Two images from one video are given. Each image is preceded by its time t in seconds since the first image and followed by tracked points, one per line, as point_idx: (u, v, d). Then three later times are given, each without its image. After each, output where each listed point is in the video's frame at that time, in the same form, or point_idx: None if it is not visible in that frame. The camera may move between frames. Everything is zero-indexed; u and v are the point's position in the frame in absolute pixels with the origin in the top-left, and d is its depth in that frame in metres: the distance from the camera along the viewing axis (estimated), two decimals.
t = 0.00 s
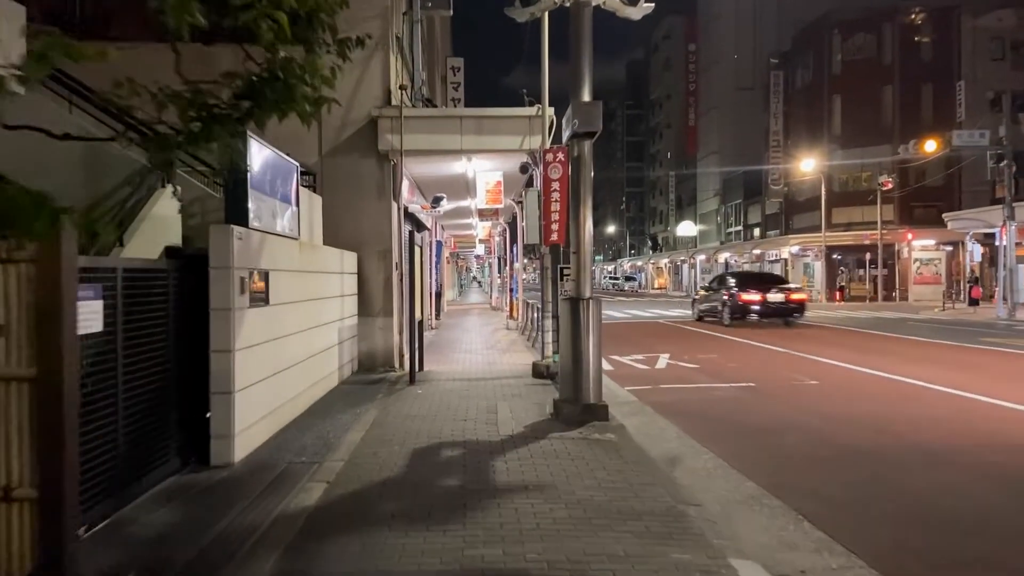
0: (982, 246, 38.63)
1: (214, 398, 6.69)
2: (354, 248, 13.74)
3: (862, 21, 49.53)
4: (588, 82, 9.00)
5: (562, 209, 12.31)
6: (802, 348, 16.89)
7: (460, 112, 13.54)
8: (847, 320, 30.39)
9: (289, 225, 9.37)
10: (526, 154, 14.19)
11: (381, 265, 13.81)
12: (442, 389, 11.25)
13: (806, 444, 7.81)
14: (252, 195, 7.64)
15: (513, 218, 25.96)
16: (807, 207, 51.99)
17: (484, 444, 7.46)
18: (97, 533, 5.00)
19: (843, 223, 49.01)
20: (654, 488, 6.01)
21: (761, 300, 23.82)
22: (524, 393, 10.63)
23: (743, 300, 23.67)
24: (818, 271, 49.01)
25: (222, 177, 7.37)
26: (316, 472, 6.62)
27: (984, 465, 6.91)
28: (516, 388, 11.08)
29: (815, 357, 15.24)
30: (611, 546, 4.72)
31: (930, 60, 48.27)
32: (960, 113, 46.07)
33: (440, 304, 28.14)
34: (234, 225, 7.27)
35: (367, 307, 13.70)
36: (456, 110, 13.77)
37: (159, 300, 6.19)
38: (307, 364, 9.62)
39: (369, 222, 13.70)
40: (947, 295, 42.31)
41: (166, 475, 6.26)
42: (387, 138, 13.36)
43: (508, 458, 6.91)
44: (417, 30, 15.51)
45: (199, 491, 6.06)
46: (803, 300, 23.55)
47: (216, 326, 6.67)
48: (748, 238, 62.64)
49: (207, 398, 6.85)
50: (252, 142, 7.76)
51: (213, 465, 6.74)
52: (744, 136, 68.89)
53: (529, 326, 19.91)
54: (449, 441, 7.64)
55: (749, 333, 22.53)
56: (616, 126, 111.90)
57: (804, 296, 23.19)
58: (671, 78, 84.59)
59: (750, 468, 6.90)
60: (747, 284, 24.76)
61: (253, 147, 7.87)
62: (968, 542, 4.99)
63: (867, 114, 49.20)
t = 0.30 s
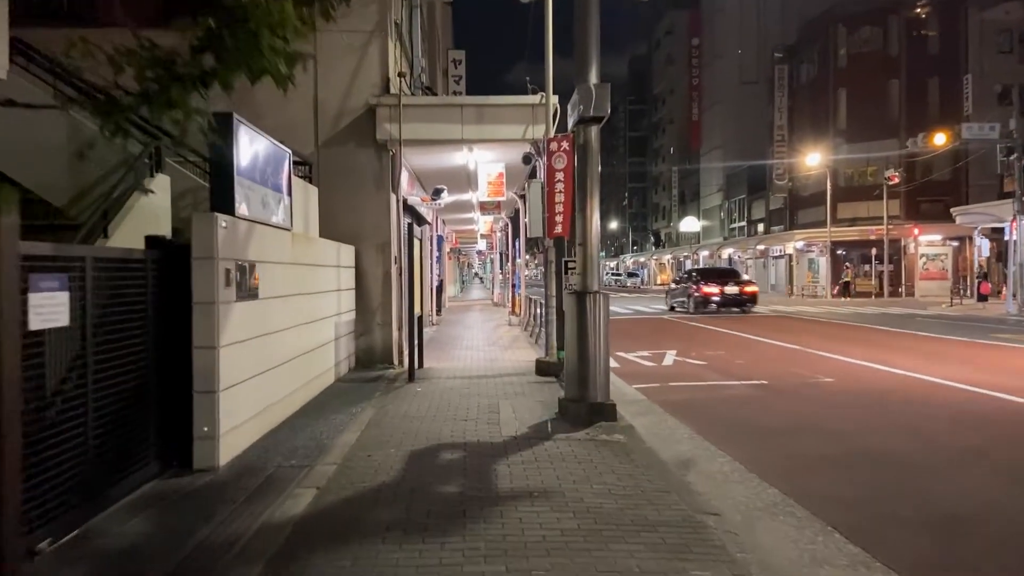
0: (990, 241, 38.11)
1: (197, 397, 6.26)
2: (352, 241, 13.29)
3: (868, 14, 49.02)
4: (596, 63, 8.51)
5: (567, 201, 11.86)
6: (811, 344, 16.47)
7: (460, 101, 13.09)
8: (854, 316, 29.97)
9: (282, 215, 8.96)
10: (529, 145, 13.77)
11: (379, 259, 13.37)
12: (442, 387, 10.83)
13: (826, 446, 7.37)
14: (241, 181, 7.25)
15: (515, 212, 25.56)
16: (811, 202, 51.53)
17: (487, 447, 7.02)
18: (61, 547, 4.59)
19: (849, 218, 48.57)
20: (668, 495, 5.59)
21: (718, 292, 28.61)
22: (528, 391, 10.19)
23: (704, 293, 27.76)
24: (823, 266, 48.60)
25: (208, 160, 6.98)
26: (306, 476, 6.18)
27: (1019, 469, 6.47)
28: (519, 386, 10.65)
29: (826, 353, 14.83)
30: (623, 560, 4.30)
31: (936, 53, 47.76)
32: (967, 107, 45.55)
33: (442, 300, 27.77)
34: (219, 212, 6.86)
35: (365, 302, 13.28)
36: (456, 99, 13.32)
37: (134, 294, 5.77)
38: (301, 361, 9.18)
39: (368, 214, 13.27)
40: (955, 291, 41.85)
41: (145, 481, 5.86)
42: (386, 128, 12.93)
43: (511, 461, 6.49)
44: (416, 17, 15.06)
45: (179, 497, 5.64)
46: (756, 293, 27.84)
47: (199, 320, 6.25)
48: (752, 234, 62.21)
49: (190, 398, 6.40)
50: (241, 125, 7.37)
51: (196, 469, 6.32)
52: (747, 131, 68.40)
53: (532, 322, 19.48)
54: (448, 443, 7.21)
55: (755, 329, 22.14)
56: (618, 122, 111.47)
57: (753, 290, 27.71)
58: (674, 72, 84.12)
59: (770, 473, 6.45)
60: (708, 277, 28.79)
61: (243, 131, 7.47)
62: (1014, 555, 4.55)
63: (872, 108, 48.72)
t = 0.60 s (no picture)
0: (999, 238, 37.61)
1: (179, 408, 5.81)
2: (350, 239, 12.82)
3: (874, 8, 48.48)
4: (606, 51, 8.02)
5: (573, 197, 11.39)
6: (824, 345, 16.00)
7: (462, 93, 12.62)
8: (863, 315, 29.51)
9: (275, 212, 8.49)
10: (534, 139, 13.27)
11: (378, 258, 12.90)
12: (444, 390, 10.37)
13: (854, 460, 6.92)
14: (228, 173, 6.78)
15: (518, 209, 25.11)
16: (816, 199, 51.06)
17: (492, 459, 6.55)
18: None
19: (854, 215, 48.09)
20: (691, 518, 5.12)
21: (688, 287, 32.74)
22: (533, 397, 9.73)
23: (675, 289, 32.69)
24: (829, 264, 48.10)
25: (192, 151, 6.53)
26: (297, 494, 5.71)
27: None
28: (524, 391, 10.19)
29: (840, 354, 14.35)
30: None
31: (943, 48, 47.23)
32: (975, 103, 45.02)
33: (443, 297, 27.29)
34: (206, 208, 6.40)
35: (364, 302, 12.82)
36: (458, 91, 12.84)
37: (107, 297, 5.33)
38: (295, 364, 8.71)
39: (367, 211, 12.80)
40: (963, 289, 41.35)
41: (119, 499, 5.41)
42: (385, 121, 12.46)
43: (517, 476, 6.04)
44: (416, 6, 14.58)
45: (157, 517, 5.19)
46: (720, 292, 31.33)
47: (181, 325, 5.80)
48: (756, 231, 61.74)
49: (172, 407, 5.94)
50: (228, 115, 6.91)
51: (177, 485, 5.86)
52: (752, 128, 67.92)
53: (536, 322, 19.00)
54: (451, 455, 6.74)
55: (764, 328, 21.63)
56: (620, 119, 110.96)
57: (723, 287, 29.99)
58: (677, 69, 83.63)
59: (798, 491, 5.99)
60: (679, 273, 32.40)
61: (230, 121, 7.02)
62: None
63: (879, 103, 48.16)
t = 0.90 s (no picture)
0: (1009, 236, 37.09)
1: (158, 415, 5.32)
2: (349, 234, 12.33)
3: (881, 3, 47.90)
4: (621, 30, 7.43)
5: (581, 190, 10.90)
6: (838, 344, 15.50)
7: (465, 82, 12.09)
8: (872, 313, 29.00)
9: (267, 204, 7.95)
10: (540, 130, 12.75)
11: (378, 254, 12.41)
12: (446, 392, 9.88)
13: (890, 469, 6.44)
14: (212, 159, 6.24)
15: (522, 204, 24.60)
16: (821, 195, 50.54)
17: (499, 469, 6.07)
18: None
19: (860, 212, 47.57)
20: (722, 538, 4.64)
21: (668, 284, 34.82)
22: (540, 399, 9.23)
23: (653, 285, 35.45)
24: (835, 261, 47.61)
25: (173, 132, 6.00)
26: (287, 510, 5.22)
27: None
28: (531, 393, 9.70)
29: (857, 353, 13.86)
30: None
31: (951, 43, 46.67)
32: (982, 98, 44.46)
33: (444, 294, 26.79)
34: (189, 197, 5.91)
35: (363, 300, 12.32)
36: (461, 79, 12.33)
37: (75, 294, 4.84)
38: (288, 366, 8.21)
39: (366, 205, 12.30)
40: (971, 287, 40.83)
41: (91, 517, 4.92)
42: (385, 111, 11.97)
43: (528, 488, 5.55)
44: None
45: (129, 537, 4.70)
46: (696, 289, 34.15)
47: (160, 324, 5.31)
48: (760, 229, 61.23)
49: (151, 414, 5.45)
50: (215, 97, 6.37)
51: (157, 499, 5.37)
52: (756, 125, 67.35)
53: (541, 321, 18.51)
54: (455, 464, 6.24)
55: (773, 326, 21.14)
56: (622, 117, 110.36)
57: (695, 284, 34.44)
58: (680, 65, 83.08)
59: (834, 505, 5.51)
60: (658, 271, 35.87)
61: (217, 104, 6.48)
62: None
63: (885, 99, 47.60)
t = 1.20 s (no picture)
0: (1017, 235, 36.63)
1: (138, 431, 4.89)
2: (348, 233, 11.90)
3: None
4: (636, 16, 7.04)
5: (590, 188, 10.45)
6: (853, 348, 15.04)
7: (469, 76, 11.64)
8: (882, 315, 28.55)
9: (260, 204, 7.47)
10: (546, 126, 12.28)
11: (378, 254, 11.96)
12: (449, 399, 9.45)
13: (928, 488, 5.99)
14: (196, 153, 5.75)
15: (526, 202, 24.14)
16: (826, 194, 50.09)
17: (508, 488, 5.63)
18: None
19: (865, 211, 47.14)
20: (755, 570, 4.21)
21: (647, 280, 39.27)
22: (549, 408, 8.79)
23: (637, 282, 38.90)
24: (840, 261, 47.15)
25: (155, 123, 5.53)
26: (277, 535, 4.79)
27: None
28: (538, 400, 9.27)
29: (873, 358, 13.39)
30: None
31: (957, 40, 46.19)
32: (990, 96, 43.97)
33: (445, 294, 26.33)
34: (172, 195, 5.47)
35: (363, 301, 11.88)
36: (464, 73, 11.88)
37: (45, 299, 4.39)
38: (282, 373, 7.77)
39: (365, 203, 11.86)
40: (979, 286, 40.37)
41: (64, 546, 4.49)
42: (385, 106, 11.55)
43: (538, 511, 5.11)
44: None
45: (104, 568, 4.26)
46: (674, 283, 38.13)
47: (139, 333, 4.88)
48: (763, 228, 60.77)
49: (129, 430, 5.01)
50: (201, 87, 5.90)
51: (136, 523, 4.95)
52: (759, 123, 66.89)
53: (546, 323, 18.05)
54: (460, 482, 5.81)
55: (782, 328, 20.63)
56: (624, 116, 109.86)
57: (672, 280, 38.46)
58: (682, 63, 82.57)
59: (872, 530, 5.07)
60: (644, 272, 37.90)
61: (203, 95, 6.00)
62: None
63: (891, 96, 47.12)
